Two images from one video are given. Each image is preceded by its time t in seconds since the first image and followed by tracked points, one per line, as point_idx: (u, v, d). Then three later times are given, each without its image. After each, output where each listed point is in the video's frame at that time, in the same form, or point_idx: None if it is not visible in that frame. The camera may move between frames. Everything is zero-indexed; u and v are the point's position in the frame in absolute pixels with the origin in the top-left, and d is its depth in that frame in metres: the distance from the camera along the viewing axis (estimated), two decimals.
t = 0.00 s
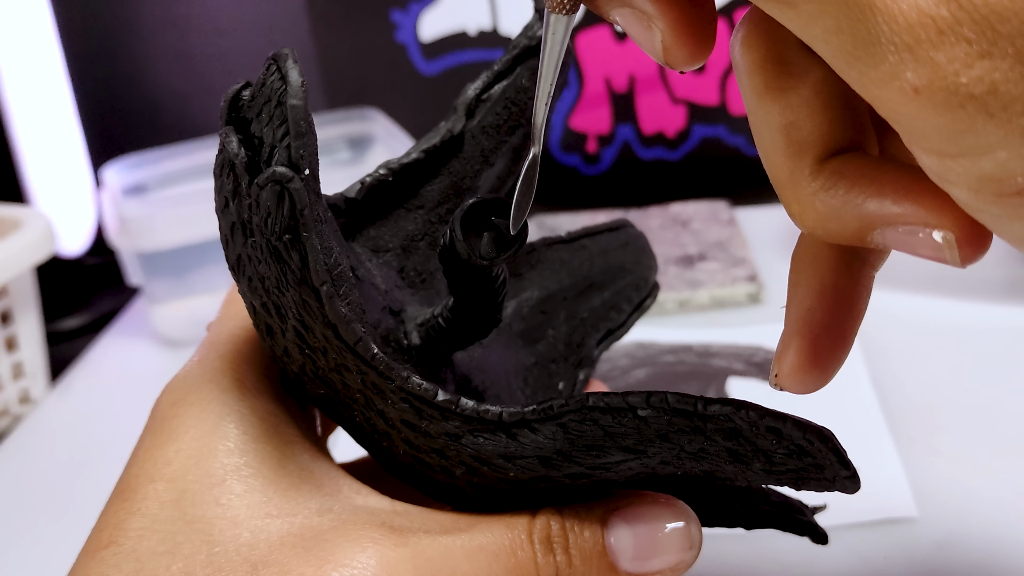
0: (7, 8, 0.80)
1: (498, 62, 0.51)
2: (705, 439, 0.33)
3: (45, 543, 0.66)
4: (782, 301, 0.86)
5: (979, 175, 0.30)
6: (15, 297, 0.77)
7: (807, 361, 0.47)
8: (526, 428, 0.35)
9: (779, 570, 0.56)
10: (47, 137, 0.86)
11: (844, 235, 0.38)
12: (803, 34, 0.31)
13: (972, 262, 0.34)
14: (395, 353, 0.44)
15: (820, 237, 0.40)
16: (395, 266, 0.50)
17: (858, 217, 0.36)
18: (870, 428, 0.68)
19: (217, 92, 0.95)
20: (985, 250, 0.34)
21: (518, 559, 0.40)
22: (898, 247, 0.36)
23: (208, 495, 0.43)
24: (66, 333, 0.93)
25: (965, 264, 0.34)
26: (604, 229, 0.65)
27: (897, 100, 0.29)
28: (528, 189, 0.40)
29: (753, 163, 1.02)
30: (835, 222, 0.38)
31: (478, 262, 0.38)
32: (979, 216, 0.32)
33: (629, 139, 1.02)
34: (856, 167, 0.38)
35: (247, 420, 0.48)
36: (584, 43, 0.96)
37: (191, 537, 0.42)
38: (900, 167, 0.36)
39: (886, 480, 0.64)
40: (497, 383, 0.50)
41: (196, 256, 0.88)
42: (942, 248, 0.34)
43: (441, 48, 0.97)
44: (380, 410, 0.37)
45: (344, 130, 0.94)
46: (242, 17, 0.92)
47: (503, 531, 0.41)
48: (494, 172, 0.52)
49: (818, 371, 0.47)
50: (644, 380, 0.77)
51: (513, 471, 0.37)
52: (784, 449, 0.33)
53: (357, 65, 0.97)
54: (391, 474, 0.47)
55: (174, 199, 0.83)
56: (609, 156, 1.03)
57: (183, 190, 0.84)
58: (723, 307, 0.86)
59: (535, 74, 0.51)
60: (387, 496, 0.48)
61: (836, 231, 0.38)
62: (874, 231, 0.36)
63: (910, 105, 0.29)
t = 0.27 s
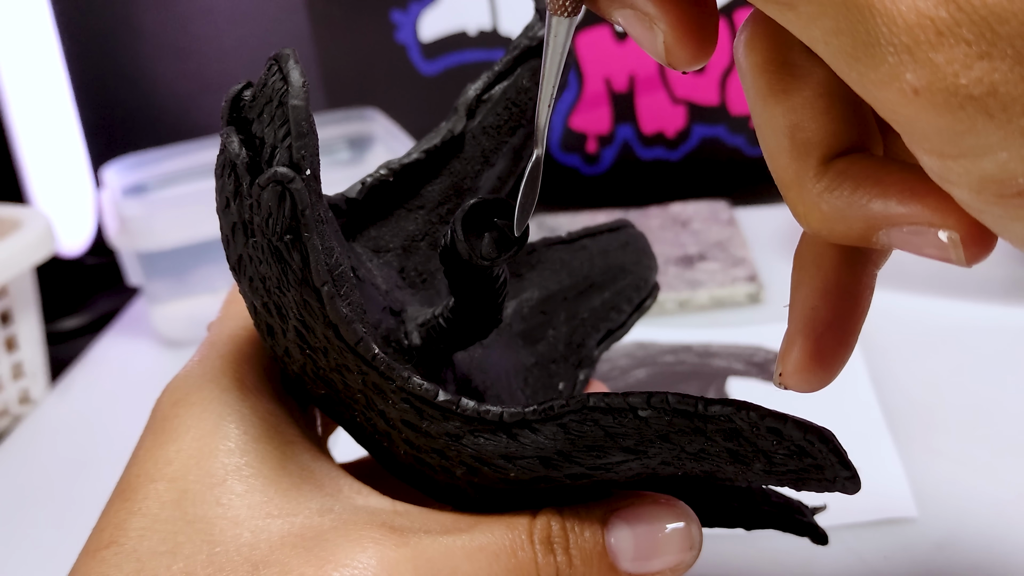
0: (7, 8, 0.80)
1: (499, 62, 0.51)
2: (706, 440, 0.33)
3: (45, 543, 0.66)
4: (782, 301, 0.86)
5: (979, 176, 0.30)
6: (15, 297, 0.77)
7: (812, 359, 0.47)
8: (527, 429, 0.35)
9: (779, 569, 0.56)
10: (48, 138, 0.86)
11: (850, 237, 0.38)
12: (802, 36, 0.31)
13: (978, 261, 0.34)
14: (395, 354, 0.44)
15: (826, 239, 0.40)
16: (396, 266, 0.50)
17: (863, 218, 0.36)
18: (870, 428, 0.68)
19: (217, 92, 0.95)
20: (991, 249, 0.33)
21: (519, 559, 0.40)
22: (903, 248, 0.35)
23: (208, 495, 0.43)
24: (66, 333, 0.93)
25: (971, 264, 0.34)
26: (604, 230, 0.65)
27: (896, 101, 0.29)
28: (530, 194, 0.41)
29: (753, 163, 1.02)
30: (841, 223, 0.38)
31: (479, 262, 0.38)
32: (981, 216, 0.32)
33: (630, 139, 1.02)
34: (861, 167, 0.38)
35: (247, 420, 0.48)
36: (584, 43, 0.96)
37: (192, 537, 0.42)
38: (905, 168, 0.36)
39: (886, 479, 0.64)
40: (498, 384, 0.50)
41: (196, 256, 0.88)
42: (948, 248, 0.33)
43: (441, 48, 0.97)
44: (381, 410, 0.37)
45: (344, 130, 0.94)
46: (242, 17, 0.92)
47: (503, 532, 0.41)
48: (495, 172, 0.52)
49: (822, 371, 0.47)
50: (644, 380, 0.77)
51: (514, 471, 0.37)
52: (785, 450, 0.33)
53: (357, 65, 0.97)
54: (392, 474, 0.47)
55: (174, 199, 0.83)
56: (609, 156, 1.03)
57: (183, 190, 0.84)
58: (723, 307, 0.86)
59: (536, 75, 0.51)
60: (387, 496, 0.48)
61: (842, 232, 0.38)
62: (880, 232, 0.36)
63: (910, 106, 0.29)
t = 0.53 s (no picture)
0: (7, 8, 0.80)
1: (499, 62, 0.51)
2: (705, 439, 0.33)
3: (45, 542, 0.66)
4: (782, 301, 0.86)
5: (978, 182, 0.30)
6: (14, 297, 0.77)
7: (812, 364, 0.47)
8: (526, 429, 0.35)
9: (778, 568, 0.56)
10: (48, 138, 0.86)
11: (852, 244, 0.38)
12: (800, 42, 0.31)
13: (980, 270, 0.34)
14: (395, 353, 0.44)
15: (828, 246, 0.40)
16: (395, 266, 0.50)
17: (865, 225, 0.36)
18: (869, 428, 0.68)
19: (217, 92, 0.95)
20: (994, 258, 0.33)
21: (519, 559, 0.40)
22: (905, 255, 0.35)
23: (208, 495, 0.43)
24: (66, 333, 0.93)
25: (974, 272, 0.34)
26: (603, 230, 0.65)
27: (894, 107, 0.29)
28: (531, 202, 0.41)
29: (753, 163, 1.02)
30: (843, 231, 0.38)
31: (478, 262, 0.38)
32: (980, 222, 0.31)
33: (629, 139, 1.02)
34: (863, 175, 0.38)
35: (248, 420, 0.48)
36: (584, 43, 0.96)
37: (191, 537, 0.42)
38: (906, 175, 0.36)
39: (885, 479, 0.64)
40: (497, 383, 0.50)
41: (196, 256, 0.88)
42: (950, 255, 0.34)
43: (441, 49, 0.97)
44: (380, 410, 0.37)
45: (344, 130, 0.94)
46: (242, 17, 0.92)
47: (503, 531, 0.41)
48: (495, 172, 0.52)
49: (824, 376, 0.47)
50: (643, 380, 0.77)
51: (513, 471, 0.37)
52: (784, 449, 0.33)
53: (356, 65, 0.97)
54: (391, 474, 0.47)
55: (174, 200, 0.83)
56: (609, 156, 1.03)
57: (183, 190, 0.84)
58: (723, 307, 0.86)
59: (535, 75, 0.51)
60: (387, 496, 0.48)
61: (844, 239, 0.38)
62: (881, 239, 0.36)
63: (909, 112, 0.29)
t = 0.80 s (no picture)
0: (7, 8, 0.80)
1: (499, 62, 0.51)
2: (706, 439, 0.33)
3: (44, 543, 0.66)
4: (782, 301, 0.86)
5: (996, 155, 0.29)
6: (14, 297, 0.77)
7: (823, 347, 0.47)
8: (527, 429, 0.35)
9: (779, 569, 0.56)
10: (48, 138, 0.86)
11: (864, 225, 0.37)
12: (819, 14, 0.31)
13: (991, 250, 0.34)
14: (396, 354, 0.45)
15: (838, 228, 0.40)
16: (396, 266, 0.50)
17: (878, 205, 0.36)
18: (870, 428, 0.68)
19: (217, 92, 0.95)
20: (1005, 240, 0.33)
21: (519, 559, 0.40)
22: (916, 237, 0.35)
23: (208, 496, 0.43)
24: (66, 333, 0.93)
25: (985, 254, 0.34)
26: (604, 229, 0.65)
27: (915, 76, 0.29)
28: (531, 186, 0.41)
29: (753, 162, 1.02)
30: (855, 212, 0.37)
31: (478, 262, 0.38)
32: (997, 198, 0.31)
33: (629, 139, 1.02)
34: (876, 155, 0.38)
35: (248, 420, 0.48)
36: (584, 43, 0.96)
37: (192, 537, 0.42)
38: (921, 155, 0.36)
39: (886, 479, 0.64)
40: (498, 383, 0.50)
41: (197, 256, 0.88)
42: (963, 236, 0.33)
43: (441, 49, 0.97)
44: (381, 410, 0.37)
45: (344, 130, 0.94)
46: (242, 17, 0.92)
47: (503, 532, 0.41)
48: (496, 172, 0.52)
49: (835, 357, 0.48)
50: (644, 380, 0.77)
51: (514, 472, 0.37)
52: (785, 450, 0.33)
53: (356, 65, 0.97)
54: (392, 474, 0.47)
55: (175, 200, 0.83)
56: (609, 156, 1.03)
57: (183, 190, 0.84)
58: (723, 307, 0.86)
59: (536, 75, 0.51)
60: (387, 496, 0.48)
61: (855, 220, 0.38)
62: (893, 219, 0.36)
63: (929, 81, 0.29)
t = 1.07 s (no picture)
0: (7, 8, 0.80)
1: (499, 63, 0.51)
2: (706, 440, 0.33)
3: (45, 542, 0.66)
4: (782, 301, 0.86)
5: (994, 160, 0.29)
6: (15, 297, 0.77)
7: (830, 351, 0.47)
8: (527, 429, 0.35)
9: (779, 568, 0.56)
10: (47, 138, 0.86)
11: (867, 232, 0.38)
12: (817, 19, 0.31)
13: (994, 260, 0.34)
14: (396, 354, 0.45)
15: (841, 236, 0.40)
16: (396, 266, 0.50)
17: (881, 212, 0.36)
18: (870, 428, 0.68)
19: (217, 92, 0.95)
20: (1008, 248, 0.33)
21: (519, 559, 0.40)
22: (920, 245, 0.35)
23: (208, 496, 0.43)
24: (66, 333, 0.93)
25: (989, 263, 0.34)
26: (605, 229, 0.65)
27: (911, 82, 0.29)
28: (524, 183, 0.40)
29: (753, 163, 1.02)
30: (858, 219, 0.38)
31: (479, 262, 0.38)
32: (995, 202, 0.31)
33: (629, 140, 1.02)
34: (879, 162, 0.38)
35: (248, 420, 0.48)
36: (584, 43, 0.96)
37: (192, 537, 0.42)
38: (924, 163, 0.36)
39: (886, 479, 0.64)
40: (499, 384, 0.50)
41: (197, 256, 0.88)
42: (965, 245, 0.34)
43: (441, 49, 0.97)
44: (381, 410, 0.37)
45: (344, 130, 0.94)
46: (242, 17, 0.92)
47: (504, 532, 0.41)
48: (496, 172, 0.52)
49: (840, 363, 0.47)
50: (643, 380, 0.77)
51: (515, 472, 0.37)
52: (785, 451, 0.33)
53: (356, 65, 0.97)
54: (392, 475, 0.47)
55: (174, 199, 0.83)
56: (609, 156, 1.03)
57: (182, 190, 0.84)
58: (723, 307, 0.86)
59: (536, 75, 0.51)
60: (387, 496, 0.48)
61: (859, 228, 0.38)
62: (896, 228, 0.36)
63: (926, 86, 0.29)
